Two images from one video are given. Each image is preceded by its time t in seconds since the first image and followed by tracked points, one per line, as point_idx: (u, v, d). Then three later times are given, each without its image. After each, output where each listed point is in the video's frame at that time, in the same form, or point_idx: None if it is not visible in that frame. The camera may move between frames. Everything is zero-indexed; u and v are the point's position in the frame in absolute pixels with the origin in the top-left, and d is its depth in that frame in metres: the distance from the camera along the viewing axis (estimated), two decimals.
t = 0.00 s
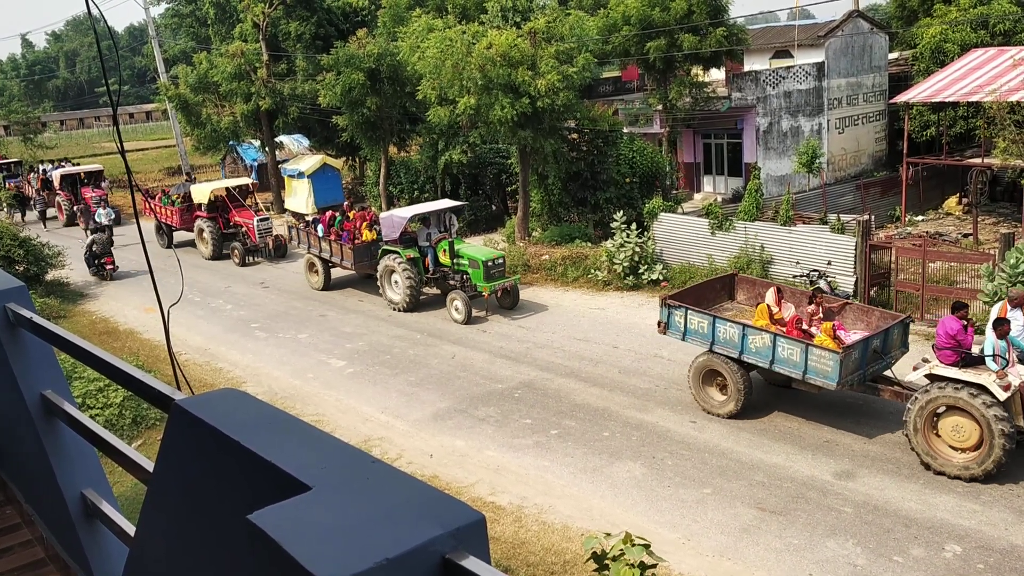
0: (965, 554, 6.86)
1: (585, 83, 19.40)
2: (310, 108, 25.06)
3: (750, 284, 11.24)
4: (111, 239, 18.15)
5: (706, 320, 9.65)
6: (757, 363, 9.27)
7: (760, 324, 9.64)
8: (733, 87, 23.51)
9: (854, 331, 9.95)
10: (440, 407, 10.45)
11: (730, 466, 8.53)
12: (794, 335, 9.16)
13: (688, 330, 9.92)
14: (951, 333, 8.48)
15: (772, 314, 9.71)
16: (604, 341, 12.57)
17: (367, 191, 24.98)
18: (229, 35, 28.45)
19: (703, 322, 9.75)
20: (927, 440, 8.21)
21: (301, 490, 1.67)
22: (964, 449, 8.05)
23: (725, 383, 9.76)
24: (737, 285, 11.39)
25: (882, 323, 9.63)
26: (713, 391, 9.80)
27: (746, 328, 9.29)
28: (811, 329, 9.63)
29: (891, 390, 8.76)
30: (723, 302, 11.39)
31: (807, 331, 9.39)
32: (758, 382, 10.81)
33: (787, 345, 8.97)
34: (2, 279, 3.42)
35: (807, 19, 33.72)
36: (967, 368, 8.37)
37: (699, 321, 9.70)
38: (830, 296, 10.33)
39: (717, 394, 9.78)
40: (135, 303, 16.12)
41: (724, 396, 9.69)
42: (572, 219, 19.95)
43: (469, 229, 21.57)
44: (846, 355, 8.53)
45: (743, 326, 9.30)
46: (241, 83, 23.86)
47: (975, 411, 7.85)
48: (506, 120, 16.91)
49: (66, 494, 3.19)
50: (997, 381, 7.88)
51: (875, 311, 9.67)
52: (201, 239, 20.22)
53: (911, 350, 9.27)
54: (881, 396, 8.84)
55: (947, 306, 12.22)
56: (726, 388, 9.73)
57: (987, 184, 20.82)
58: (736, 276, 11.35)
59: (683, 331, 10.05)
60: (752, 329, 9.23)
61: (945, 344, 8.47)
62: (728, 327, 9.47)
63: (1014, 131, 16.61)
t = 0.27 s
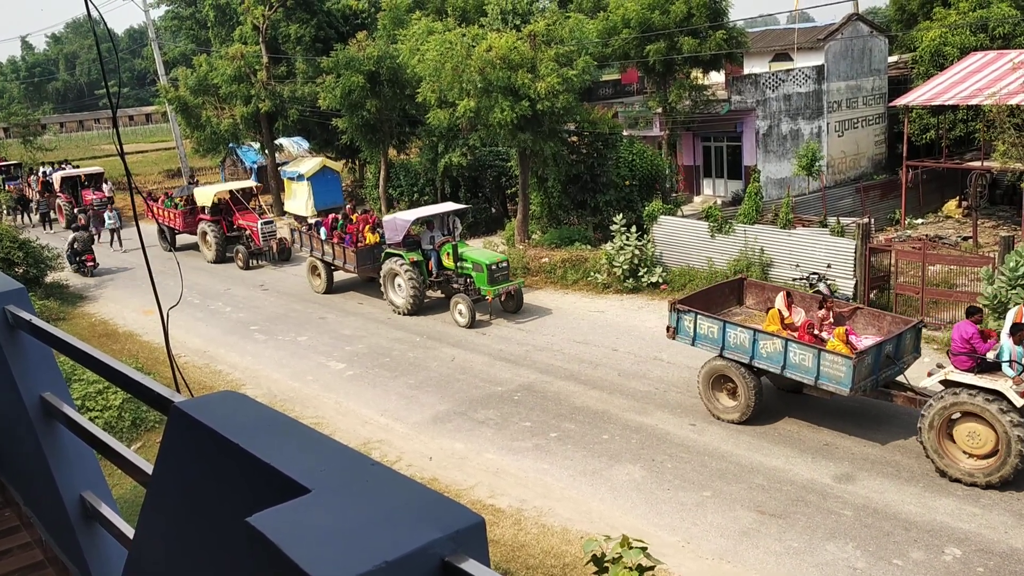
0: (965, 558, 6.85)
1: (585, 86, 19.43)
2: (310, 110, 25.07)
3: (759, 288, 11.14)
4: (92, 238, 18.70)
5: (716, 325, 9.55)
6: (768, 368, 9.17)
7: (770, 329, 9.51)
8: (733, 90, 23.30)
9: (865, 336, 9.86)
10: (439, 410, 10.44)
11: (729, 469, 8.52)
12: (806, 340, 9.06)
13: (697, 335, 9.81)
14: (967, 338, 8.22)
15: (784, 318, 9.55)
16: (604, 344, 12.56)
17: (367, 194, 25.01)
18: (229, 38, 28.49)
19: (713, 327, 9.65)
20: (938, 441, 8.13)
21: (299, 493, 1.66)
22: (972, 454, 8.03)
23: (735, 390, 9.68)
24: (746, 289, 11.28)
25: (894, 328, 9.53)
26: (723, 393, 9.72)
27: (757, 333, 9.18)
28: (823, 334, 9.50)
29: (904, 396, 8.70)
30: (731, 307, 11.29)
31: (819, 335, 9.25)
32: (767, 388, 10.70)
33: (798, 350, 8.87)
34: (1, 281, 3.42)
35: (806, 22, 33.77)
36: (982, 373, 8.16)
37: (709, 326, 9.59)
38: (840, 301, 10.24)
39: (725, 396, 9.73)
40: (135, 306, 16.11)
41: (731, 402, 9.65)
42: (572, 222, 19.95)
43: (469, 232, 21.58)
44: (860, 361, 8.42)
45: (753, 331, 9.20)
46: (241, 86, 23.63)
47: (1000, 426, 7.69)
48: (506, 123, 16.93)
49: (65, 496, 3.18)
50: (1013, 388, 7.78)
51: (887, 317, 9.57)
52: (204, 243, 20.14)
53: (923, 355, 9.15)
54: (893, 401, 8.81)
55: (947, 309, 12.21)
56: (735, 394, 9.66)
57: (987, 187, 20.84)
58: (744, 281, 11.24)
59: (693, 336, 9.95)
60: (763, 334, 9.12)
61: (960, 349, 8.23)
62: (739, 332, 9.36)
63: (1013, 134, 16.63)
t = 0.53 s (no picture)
0: (965, 565, 6.84)
1: (584, 92, 19.48)
2: (310, 116, 25.09)
3: (767, 296, 11.01)
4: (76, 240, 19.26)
5: (726, 333, 9.47)
6: (778, 377, 9.09)
7: (782, 338, 9.56)
8: (733, 97, 23.22)
9: (875, 344, 9.79)
10: (439, 416, 10.43)
11: (729, 475, 8.51)
12: (817, 349, 8.98)
13: (707, 343, 9.74)
14: (981, 346, 8.18)
15: (794, 327, 9.62)
16: (603, 350, 12.56)
17: (367, 200, 25.04)
18: (229, 44, 28.54)
19: (722, 335, 9.58)
20: (953, 442, 8.02)
21: (296, 502, 1.66)
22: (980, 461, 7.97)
23: (746, 400, 9.57)
24: (754, 297, 11.17)
25: (905, 336, 9.44)
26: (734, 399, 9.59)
27: (768, 342, 9.10)
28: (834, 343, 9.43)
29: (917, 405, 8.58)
30: (739, 315, 11.19)
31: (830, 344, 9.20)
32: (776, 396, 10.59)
33: (810, 359, 8.79)
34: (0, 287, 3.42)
35: (805, 28, 33.86)
36: (998, 382, 8.16)
37: (719, 334, 9.52)
38: (850, 308, 10.17)
39: (734, 402, 9.64)
40: (134, 311, 16.11)
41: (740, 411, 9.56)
42: (571, 227, 19.98)
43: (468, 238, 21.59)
44: (872, 369, 8.34)
45: (764, 339, 9.11)
46: (241, 92, 23.82)
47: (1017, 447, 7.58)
48: (506, 129, 16.95)
49: (62, 504, 3.17)
50: None
51: (897, 324, 9.49)
52: (207, 250, 20.05)
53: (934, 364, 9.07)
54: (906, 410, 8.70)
55: (947, 316, 12.20)
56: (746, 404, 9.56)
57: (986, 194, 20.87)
58: (752, 289, 11.12)
59: (702, 344, 9.88)
60: (774, 343, 9.05)
61: (975, 358, 8.21)
62: (749, 340, 9.28)
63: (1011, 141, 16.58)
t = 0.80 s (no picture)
0: (963, 571, 6.84)
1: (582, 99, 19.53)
2: (309, 123, 25.09)
3: (773, 303, 10.99)
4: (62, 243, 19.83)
5: (734, 341, 9.36)
6: (787, 386, 8.96)
7: (790, 345, 9.53)
8: (730, 103, 23.36)
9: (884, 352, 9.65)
10: (437, 423, 10.43)
11: (727, 482, 8.51)
12: (827, 357, 8.86)
13: (714, 351, 9.64)
14: (994, 355, 8.20)
15: (802, 335, 9.60)
16: (601, 357, 12.57)
17: (365, 206, 25.07)
18: (228, 51, 28.59)
19: (730, 344, 9.46)
20: (965, 445, 7.95)
21: (293, 515, 1.66)
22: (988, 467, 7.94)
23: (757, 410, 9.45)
24: (760, 305, 11.13)
25: (914, 344, 9.32)
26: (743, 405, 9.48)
27: (776, 350, 8.98)
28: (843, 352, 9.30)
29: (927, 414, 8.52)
30: (746, 323, 11.15)
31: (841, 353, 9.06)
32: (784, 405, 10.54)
33: (819, 367, 8.66)
34: None
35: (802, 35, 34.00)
36: (1009, 391, 8.15)
37: (726, 343, 9.43)
38: (858, 316, 10.04)
39: (740, 409, 9.58)
40: (132, 318, 16.10)
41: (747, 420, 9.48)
42: (569, 234, 20.01)
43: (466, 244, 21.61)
44: (883, 377, 8.21)
45: (773, 347, 9.00)
46: (238, 100, 23.59)
47: None
48: (503, 136, 16.97)
49: (59, 514, 3.16)
50: None
51: (906, 332, 9.36)
52: (210, 258, 19.94)
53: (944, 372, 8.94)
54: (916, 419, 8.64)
55: (944, 322, 12.19)
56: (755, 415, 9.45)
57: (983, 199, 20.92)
58: (759, 296, 11.08)
59: (709, 353, 9.78)
60: (782, 351, 8.93)
61: (988, 366, 8.22)
62: (756, 349, 9.18)
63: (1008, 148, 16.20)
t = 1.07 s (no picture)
0: None
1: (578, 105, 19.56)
2: (305, 129, 25.05)
3: (780, 309, 10.89)
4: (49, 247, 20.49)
5: (741, 348, 9.29)
6: (795, 393, 8.89)
7: (798, 351, 9.40)
8: (727, 108, 23.47)
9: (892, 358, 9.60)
10: (434, 429, 10.41)
11: (725, 488, 8.50)
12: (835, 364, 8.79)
13: (720, 358, 9.57)
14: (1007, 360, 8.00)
15: (811, 342, 9.50)
16: (599, 362, 12.56)
17: (362, 212, 25.06)
18: (224, 57, 28.60)
19: (736, 350, 9.40)
20: (978, 447, 7.87)
21: (287, 527, 1.65)
22: (997, 472, 7.87)
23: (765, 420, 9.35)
24: (766, 311, 11.03)
25: (922, 350, 9.26)
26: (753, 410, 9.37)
27: (784, 357, 8.92)
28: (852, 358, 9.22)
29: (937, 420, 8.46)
30: (752, 329, 11.06)
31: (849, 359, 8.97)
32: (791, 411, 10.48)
33: (828, 374, 8.59)
34: None
35: (797, 40, 34.15)
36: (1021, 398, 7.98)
37: (733, 349, 9.35)
38: (866, 322, 10.00)
39: (747, 413, 9.49)
40: (128, 325, 16.08)
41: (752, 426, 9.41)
42: (566, 239, 20.01)
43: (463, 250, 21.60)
44: (892, 385, 8.14)
45: (780, 354, 8.93)
46: (236, 106, 23.89)
47: None
48: (500, 141, 16.97)
49: (52, 524, 3.14)
50: None
51: (914, 338, 9.31)
52: (211, 265, 19.77)
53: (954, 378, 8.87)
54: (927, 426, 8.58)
55: (941, 326, 12.21)
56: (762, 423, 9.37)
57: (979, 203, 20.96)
58: (764, 302, 11.01)
59: (715, 360, 9.71)
60: (790, 358, 8.86)
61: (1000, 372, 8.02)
62: (764, 355, 9.11)
63: (1004, 153, 16.31)
